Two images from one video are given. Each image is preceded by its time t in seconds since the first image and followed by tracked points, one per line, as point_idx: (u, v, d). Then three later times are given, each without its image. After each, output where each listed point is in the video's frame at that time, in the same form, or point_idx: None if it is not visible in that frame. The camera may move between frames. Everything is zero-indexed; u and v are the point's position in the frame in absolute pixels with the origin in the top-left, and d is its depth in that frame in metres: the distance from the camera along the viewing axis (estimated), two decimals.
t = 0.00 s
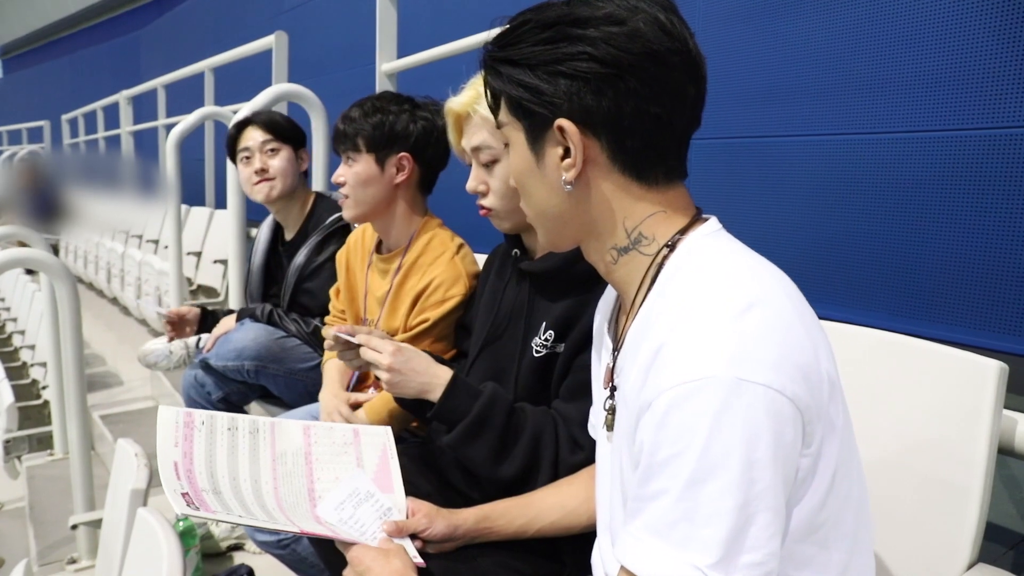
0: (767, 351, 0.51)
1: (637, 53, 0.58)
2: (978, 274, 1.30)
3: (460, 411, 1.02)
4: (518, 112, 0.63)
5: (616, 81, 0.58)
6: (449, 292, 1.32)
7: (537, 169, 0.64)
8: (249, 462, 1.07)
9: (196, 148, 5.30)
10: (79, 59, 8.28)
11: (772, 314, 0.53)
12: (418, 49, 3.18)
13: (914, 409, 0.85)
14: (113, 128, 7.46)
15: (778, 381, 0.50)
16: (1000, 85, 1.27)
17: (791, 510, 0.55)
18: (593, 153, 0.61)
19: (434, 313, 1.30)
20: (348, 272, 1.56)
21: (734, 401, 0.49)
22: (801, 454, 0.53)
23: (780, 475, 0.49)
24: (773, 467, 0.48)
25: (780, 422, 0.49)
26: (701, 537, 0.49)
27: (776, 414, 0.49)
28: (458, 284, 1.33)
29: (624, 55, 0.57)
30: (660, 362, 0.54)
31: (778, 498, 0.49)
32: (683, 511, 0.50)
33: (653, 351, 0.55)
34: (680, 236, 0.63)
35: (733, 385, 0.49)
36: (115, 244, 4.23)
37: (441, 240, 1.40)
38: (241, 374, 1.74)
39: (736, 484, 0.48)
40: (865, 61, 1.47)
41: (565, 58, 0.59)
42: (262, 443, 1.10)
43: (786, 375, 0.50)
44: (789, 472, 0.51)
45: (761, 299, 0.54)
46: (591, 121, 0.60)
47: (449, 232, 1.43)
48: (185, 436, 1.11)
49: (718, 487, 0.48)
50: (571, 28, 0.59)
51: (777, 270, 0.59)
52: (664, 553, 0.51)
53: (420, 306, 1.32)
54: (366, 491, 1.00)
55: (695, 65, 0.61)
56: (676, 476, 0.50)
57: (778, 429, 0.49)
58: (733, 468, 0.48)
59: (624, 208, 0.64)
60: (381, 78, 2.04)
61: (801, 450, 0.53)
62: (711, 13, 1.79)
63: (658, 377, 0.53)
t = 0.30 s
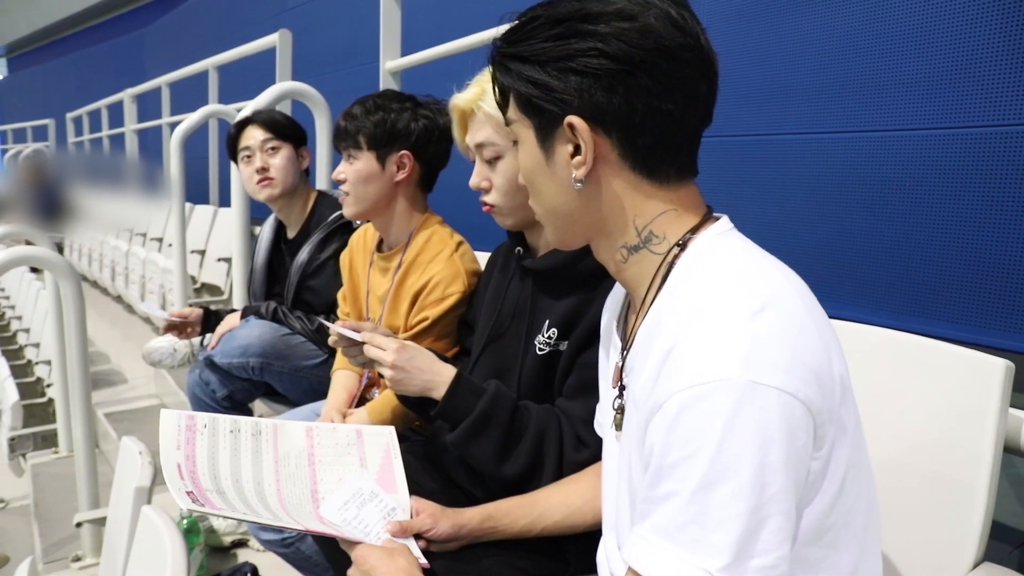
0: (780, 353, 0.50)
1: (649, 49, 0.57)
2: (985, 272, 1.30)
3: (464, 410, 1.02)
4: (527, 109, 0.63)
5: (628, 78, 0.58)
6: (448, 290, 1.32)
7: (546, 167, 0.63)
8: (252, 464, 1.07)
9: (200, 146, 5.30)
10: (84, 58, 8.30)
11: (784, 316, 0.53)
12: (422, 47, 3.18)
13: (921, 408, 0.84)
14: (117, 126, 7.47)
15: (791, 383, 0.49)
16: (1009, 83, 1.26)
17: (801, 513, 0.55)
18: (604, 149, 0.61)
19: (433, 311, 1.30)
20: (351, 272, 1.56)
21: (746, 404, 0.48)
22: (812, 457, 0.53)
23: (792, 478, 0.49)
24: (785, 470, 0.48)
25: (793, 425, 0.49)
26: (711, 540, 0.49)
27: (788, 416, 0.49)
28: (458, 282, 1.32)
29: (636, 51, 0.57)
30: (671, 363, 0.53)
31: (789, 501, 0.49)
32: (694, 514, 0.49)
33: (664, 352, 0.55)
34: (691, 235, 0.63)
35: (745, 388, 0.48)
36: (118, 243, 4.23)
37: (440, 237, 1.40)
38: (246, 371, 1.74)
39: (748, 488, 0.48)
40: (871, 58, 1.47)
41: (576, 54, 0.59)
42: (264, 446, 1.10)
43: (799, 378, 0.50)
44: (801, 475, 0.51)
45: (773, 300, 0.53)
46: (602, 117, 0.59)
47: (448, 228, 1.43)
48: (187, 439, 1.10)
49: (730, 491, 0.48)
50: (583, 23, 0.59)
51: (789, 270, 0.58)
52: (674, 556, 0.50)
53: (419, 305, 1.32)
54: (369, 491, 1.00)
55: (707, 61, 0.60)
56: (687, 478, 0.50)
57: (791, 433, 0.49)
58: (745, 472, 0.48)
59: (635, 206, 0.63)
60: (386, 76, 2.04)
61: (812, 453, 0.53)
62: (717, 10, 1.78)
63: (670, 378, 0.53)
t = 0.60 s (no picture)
0: (770, 352, 0.50)
1: (638, 49, 0.57)
2: (978, 270, 1.30)
3: (460, 409, 1.02)
4: (517, 109, 0.63)
5: (617, 78, 0.58)
6: (442, 289, 1.32)
7: (536, 166, 0.64)
8: (252, 457, 1.08)
9: (195, 146, 5.29)
10: (78, 59, 8.28)
11: (774, 315, 0.53)
12: (417, 47, 3.17)
13: (912, 405, 0.85)
14: (113, 127, 7.46)
15: (781, 382, 0.49)
16: (1002, 80, 1.26)
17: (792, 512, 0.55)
18: (595, 149, 0.61)
19: (427, 310, 1.30)
20: (347, 274, 1.56)
21: (736, 403, 0.48)
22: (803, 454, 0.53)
23: (782, 476, 0.49)
24: (775, 469, 0.48)
25: (783, 423, 0.49)
26: (702, 540, 0.49)
27: (778, 415, 0.49)
28: (452, 281, 1.32)
29: (625, 51, 0.57)
30: (661, 362, 0.53)
31: (780, 500, 0.49)
32: (684, 513, 0.50)
33: (655, 351, 0.55)
34: (683, 233, 0.63)
35: (735, 387, 0.49)
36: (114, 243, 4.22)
37: (434, 236, 1.40)
38: (240, 372, 1.74)
39: (737, 487, 0.48)
40: (865, 56, 1.46)
41: (565, 54, 0.59)
42: (262, 441, 1.10)
43: (789, 377, 0.50)
44: (792, 472, 0.51)
45: (763, 299, 0.54)
46: (591, 117, 0.59)
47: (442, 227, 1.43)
48: (185, 431, 1.11)
49: (720, 489, 0.48)
50: (572, 24, 0.59)
51: (779, 268, 0.58)
52: (665, 555, 0.50)
53: (414, 304, 1.32)
54: (364, 490, 0.99)
55: (696, 59, 0.60)
56: (677, 477, 0.50)
57: (780, 431, 0.49)
58: (735, 471, 0.48)
59: (625, 206, 0.63)
60: (381, 75, 2.03)
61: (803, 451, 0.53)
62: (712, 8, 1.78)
63: (660, 377, 0.53)
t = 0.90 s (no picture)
0: (769, 350, 0.50)
1: (642, 51, 0.57)
2: (976, 268, 1.30)
3: (458, 409, 1.02)
4: (516, 104, 0.63)
5: (619, 78, 0.57)
6: (438, 287, 1.31)
7: (532, 162, 0.63)
8: (251, 449, 1.09)
9: (193, 146, 5.28)
10: (76, 58, 8.26)
11: (772, 312, 0.52)
12: (415, 45, 3.17)
13: (910, 404, 0.85)
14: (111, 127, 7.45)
15: (779, 380, 0.49)
16: (1001, 77, 1.26)
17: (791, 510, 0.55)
18: (594, 149, 0.61)
19: (424, 309, 1.30)
20: (344, 274, 1.56)
21: (735, 401, 0.48)
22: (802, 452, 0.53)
23: (782, 474, 0.49)
24: (774, 467, 0.48)
25: (782, 421, 0.49)
26: (701, 538, 0.49)
27: (777, 412, 0.49)
28: (449, 280, 1.32)
29: (628, 51, 0.56)
30: (660, 360, 0.53)
31: (779, 498, 0.49)
32: (683, 511, 0.49)
33: (652, 349, 0.55)
34: (678, 232, 0.63)
35: (733, 385, 0.48)
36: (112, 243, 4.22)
37: (431, 235, 1.39)
38: (237, 371, 1.73)
39: (736, 485, 0.48)
40: (862, 54, 1.46)
41: (567, 51, 0.58)
42: (260, 436, 1.10)
43: (788, 374, 0.50)
44: (791, 469, 0.50)
45: (761, 297, 0.53)
46: (591, 116, 0.59)
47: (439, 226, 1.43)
48: (184, 422, 1.14)
49: (718, 488, 0.48)
50: (576, 20, 0.58)
51: (777, 266, 0.58)
52: (664, 554, 0.50)
53: (410, 303, 1.32)
54: (361, 487, 0.99)
55: (698, 62, 0.60)
56: (677, 475, 0.50)
57: (779, 428, 0.49)
58: (734, 469, 0.48)
59: (620, 205, 0.63)
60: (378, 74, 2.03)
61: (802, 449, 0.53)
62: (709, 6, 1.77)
63: (658, 376, 0.52)
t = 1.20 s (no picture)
0: (760, 348, 0.50)
1: (637, 59, 0.57)
2: (968, 266, 1.30)
3: (455, 408, 1.02)
4: (509, 104, 0.63)
5: (612, 87, 0.58)
6: (434, 287, 1.32)
7: (524, 161, 0.64)
8: (254, 438, 1.07)
9: (189, 147, 5.28)
10: (72, 60, 8.25)
11: (762, 311, 0.53)
12: (411, 46, 3.17)
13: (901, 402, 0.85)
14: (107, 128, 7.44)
15: (770, 378, 0.49)
16: (993, 76, 1.26)
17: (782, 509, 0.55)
18: (586, 155, 0.61)
19: (419, 309, 1.30)
20: (340, 275, 1.56)
21: (726, 400, 0.49)
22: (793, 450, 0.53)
23: (772, 472, 0.49)
24: (765, 465, 0.49)
25: (773, 419, 0.49)
26: (693, 536, 0.49)
27: (769, 410, 0.49)
28: (444, 279, 1.32)
29: (621, 60, 0.57)
30: (651, 360, 0.54)
31: (770, 495, 0.49)
32: (675, 509, 0.50)
33: (644, 348, 0.55)
34: (669, 233, 0.63)
35: (724, 383, 0.49)
36: (109, 245, 4.22)
37: (426, 235, 1.40)
38: (234, 372, 1.73)
39: (728, 484, 0.48)
40: (856, 54, 1.46)
41: (561, 57, 0.58)
42: (263, 425, 1.10)
43: (779, 373, 0.50)
44: (782, 467, 0.51)
45: (751, 296, 0.54)
46: (581, 124, 0.60)
47: (435, 225, 1.43)
48: (192, 403, 1.10)
49: (710, 486, 0.48)
50: (571, 27, 0.58)
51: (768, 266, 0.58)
52: (656, 552, 0.51)
53: (406, 302, 1.32)
54: (358, 485, 0.99)
55: (694, 70, 0.60)
56: (669, 474, 0.50)
57: (770, 425, 0.49)
58: (725, 467, 0.48)
59: (611, 207, 0.63)
60: (374, 75, 2.03)
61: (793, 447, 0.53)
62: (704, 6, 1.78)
63: (650, 375, 0.53)
